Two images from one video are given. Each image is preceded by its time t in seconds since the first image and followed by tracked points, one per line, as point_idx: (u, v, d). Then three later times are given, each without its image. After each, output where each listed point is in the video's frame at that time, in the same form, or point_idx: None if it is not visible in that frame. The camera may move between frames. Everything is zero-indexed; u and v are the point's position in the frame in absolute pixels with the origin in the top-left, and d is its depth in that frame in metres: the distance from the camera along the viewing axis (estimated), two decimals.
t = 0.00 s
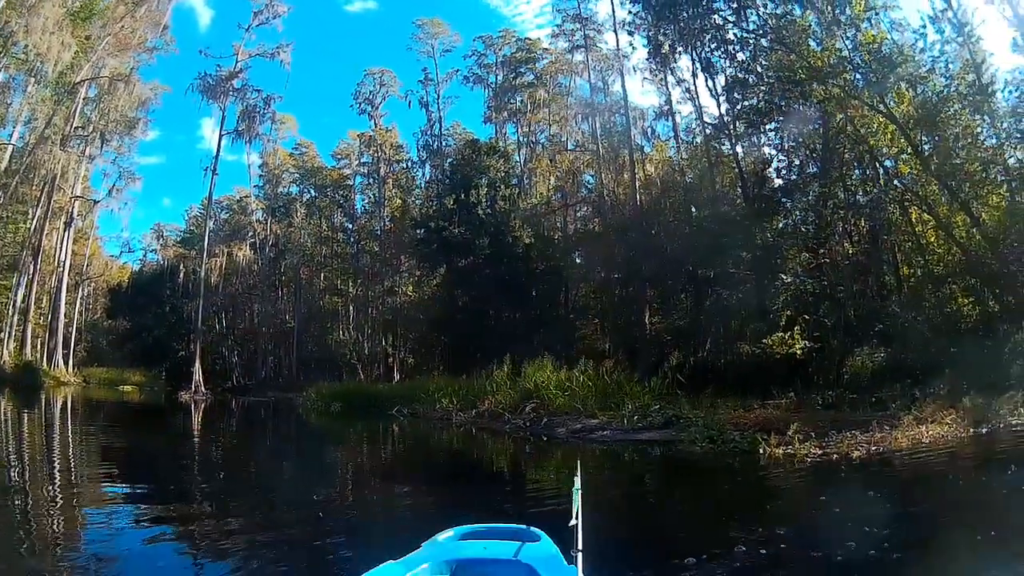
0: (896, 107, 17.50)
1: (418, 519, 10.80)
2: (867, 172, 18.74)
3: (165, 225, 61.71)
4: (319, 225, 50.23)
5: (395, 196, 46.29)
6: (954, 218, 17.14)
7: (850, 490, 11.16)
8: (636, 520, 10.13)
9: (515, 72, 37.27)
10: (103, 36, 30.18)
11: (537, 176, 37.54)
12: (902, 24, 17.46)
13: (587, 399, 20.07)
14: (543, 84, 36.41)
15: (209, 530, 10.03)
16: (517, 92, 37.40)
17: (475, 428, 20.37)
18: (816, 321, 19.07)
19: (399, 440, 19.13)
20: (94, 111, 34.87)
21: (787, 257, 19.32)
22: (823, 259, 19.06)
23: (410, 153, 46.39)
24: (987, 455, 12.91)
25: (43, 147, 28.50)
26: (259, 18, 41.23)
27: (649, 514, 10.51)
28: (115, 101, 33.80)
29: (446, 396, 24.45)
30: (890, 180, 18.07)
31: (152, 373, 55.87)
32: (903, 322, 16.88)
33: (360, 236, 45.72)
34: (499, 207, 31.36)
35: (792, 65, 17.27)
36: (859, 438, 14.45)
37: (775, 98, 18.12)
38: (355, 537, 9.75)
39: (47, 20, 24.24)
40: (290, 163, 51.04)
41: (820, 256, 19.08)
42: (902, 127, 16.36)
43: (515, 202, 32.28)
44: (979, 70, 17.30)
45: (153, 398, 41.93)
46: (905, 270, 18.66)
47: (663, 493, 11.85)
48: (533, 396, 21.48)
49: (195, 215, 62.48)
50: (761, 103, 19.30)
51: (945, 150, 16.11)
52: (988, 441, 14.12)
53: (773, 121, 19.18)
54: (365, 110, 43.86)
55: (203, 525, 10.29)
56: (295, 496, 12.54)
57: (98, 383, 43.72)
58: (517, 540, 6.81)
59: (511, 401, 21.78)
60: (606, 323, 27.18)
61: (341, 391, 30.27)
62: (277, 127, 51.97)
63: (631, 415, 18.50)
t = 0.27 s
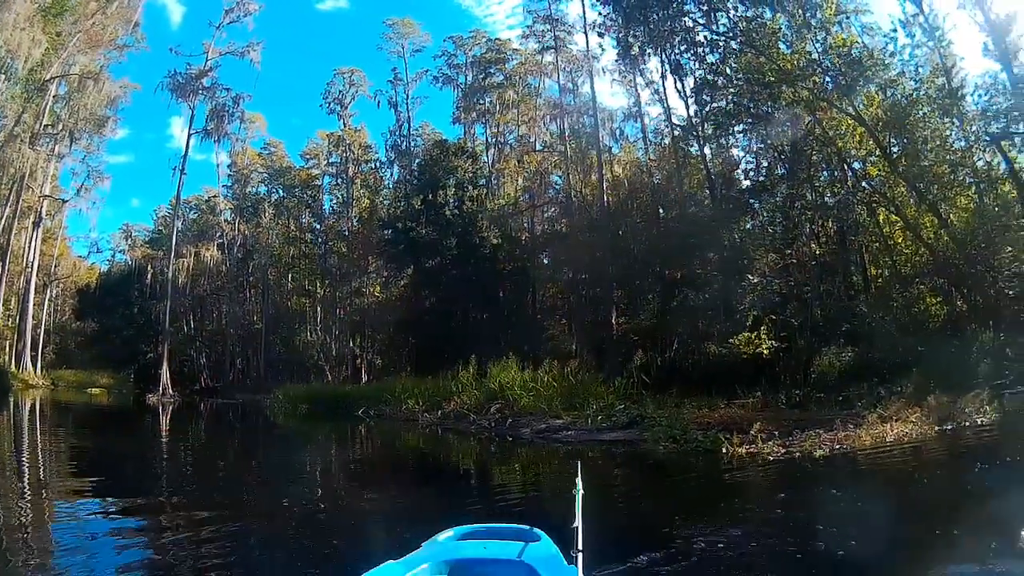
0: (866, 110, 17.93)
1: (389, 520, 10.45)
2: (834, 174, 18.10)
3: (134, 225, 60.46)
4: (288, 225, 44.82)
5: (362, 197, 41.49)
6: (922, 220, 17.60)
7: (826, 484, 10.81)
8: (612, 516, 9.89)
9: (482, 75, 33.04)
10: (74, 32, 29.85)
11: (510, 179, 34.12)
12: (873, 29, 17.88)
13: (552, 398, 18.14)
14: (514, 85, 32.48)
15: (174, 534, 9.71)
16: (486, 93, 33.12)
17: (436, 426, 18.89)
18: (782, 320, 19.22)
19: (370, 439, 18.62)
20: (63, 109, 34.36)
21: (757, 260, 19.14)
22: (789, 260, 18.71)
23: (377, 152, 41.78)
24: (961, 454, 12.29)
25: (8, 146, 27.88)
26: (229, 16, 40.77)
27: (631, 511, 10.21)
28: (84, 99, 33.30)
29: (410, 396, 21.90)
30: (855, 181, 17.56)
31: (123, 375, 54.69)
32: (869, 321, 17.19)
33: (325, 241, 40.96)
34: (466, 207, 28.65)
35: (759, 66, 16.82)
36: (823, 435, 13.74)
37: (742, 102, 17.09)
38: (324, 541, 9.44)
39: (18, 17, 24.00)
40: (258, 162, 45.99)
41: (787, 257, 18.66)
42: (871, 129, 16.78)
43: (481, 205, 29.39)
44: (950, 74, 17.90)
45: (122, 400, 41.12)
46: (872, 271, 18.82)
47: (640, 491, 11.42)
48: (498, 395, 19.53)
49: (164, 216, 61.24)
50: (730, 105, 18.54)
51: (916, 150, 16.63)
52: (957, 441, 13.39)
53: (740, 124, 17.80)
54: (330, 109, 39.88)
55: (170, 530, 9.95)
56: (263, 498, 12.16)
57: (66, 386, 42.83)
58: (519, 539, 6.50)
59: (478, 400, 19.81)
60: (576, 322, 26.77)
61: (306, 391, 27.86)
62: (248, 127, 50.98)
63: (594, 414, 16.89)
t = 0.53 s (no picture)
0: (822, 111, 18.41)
1: (346, 524, 10.12)
2: (791, 176, 17.15)
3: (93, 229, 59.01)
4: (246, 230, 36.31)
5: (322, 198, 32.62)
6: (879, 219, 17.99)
7: (784, 479, 10.66)
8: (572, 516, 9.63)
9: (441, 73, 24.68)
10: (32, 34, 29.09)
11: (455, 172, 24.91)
12: (831, 33, 18.35)
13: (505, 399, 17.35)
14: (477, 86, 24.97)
15: (136, 544, 9.27)
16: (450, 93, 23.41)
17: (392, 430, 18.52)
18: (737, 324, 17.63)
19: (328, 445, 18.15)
20: (20, 111, 33.47)
21: (710, 257, 16.77)
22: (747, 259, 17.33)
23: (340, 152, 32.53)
24: (918, 450, 12.07)
25: None
26: (189, 18, 40.08)
27: (591, 510, 9.96)
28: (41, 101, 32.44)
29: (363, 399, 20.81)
30: (813, 182, 17.19)
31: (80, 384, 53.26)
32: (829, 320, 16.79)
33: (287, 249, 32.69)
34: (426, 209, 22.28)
35: (718, 68, 17.03)
36: (775, 433, 13.59)
37: (699, 103, 17.22)
38: (278, 545, 9.08)
39: None
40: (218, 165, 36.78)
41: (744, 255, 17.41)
42: (827, 131, 17.15)
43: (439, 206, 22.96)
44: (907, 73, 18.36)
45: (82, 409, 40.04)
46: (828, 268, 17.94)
47: (597, 492, 11.17)
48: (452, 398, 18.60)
49: (123, 220, 59.81)
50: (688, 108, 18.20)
51: (872, 150, 17.00)
52: (911, 437, 13.16)
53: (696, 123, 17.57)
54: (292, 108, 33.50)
55: (117, 538, 9.55)
56: (226, 506, 11.70)
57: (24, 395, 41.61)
58: (518, 540, 5.84)
59: (431, 402, 18.74)
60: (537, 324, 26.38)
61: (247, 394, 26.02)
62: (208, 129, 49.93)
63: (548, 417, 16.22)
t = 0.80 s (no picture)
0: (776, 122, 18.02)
1: (273, 526, 9.86)
2: (745, 183, 16.85)
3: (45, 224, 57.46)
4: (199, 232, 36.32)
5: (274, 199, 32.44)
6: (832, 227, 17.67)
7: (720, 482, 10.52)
8: (503, 519, 9.46)
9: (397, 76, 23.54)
10: None
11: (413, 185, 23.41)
12: (789, 42, 18.07)
13: (451, 403, 17.08)
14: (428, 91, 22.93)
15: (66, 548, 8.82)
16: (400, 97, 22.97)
17: (339, 432, 18.23)
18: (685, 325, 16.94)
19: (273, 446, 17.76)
20: None
21: (661, 261, 16.82)
22: (697, 265, 16.59)
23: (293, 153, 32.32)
24: (858, 454, 11.91)
25: None
26: (148, 12, 39.36)
27: (522, 514, 9.76)
28: None
29: (312, 398, 20.47)
30: (767, 190, 16.45)
31: (32, 382, 51.91)
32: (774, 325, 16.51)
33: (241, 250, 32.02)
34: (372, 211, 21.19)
35: (673, 75, 16.89)
36: (718, 438, 13.53)
37: (654, 110, 17.23)
38: (198, 548, 8.84)
39: None
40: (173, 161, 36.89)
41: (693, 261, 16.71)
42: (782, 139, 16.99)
43: (390, 212, 21.58)
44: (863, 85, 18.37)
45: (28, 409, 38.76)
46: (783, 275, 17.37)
47: (537, 495, 10.98)
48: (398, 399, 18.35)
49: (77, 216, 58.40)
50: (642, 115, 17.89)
51: (824, 160, 16.90)
52: (852, 442, 13.02)
53: (650, 130, 17.31)
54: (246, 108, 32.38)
55: (36, 541, 9.27)
56: (164, 509, 11.24)
57: None
58: (520, 540, 5.70)
59: (379, 405, 18.44)
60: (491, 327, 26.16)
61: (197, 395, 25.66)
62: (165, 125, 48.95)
63: (494, 420, 16.06)
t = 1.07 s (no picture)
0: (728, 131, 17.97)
1: (183, 526, 9.46)
2: (694, 193, 16.64)
3: None
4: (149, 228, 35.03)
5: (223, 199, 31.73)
6: (779, 236, 17.57)
7: (649, 487, 10.29)
8: (434, 521, 9.17)
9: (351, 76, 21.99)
10: None
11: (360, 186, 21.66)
12: (742, 54, 18.00)
13: (393, 407, 16.64)
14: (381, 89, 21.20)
15: None
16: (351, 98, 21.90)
17: (282, 433, 17.76)
18: (632, 331, 16.17)
19: (208, 447, 17.18)
20: None
21: (608, 270, 16.09)
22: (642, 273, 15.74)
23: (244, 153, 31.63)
24: (790, 459, 11.80)
25: None
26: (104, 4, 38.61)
27: (443, 517, 9.42)
28: None
29: (255, 399, 19.93)
30: (715, 198, 16.90)
31: None
32: (720, 332, 16.24)
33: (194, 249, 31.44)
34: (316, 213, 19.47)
35: (626, 82, 16.86)
36: (652, 445, 13.47)
37: (603, 118, 16.84)
38: (99, 548, 8.44)
39: None
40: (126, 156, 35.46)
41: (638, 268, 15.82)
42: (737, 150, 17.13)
43: (339, 212, 19.72)
44: (815, 99, 18.40)
45: None
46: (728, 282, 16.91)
47: (473, 495, 10.75)
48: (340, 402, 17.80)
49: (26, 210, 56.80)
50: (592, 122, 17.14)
51: (773, 173, 17.08)
52: (789, 449, 12.88)
53: (599, 138, 17.13)
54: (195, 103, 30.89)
55: None
56: (85, 509, 10.74)
57: None
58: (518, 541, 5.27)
59: (321, 407, 17.89)
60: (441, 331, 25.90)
61: (144, 394, 25.29)
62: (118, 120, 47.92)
63: (435, 423, 15.72)
